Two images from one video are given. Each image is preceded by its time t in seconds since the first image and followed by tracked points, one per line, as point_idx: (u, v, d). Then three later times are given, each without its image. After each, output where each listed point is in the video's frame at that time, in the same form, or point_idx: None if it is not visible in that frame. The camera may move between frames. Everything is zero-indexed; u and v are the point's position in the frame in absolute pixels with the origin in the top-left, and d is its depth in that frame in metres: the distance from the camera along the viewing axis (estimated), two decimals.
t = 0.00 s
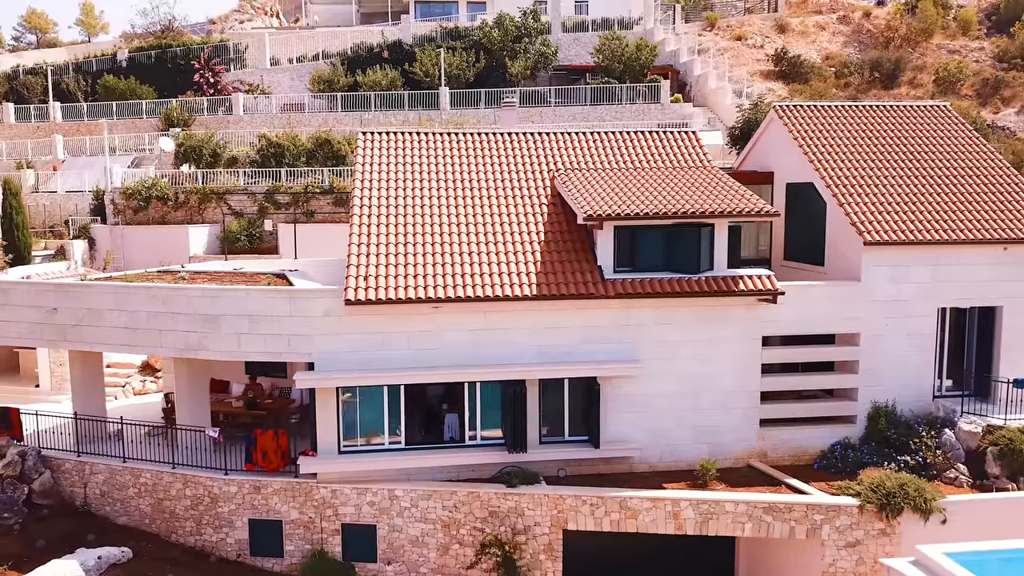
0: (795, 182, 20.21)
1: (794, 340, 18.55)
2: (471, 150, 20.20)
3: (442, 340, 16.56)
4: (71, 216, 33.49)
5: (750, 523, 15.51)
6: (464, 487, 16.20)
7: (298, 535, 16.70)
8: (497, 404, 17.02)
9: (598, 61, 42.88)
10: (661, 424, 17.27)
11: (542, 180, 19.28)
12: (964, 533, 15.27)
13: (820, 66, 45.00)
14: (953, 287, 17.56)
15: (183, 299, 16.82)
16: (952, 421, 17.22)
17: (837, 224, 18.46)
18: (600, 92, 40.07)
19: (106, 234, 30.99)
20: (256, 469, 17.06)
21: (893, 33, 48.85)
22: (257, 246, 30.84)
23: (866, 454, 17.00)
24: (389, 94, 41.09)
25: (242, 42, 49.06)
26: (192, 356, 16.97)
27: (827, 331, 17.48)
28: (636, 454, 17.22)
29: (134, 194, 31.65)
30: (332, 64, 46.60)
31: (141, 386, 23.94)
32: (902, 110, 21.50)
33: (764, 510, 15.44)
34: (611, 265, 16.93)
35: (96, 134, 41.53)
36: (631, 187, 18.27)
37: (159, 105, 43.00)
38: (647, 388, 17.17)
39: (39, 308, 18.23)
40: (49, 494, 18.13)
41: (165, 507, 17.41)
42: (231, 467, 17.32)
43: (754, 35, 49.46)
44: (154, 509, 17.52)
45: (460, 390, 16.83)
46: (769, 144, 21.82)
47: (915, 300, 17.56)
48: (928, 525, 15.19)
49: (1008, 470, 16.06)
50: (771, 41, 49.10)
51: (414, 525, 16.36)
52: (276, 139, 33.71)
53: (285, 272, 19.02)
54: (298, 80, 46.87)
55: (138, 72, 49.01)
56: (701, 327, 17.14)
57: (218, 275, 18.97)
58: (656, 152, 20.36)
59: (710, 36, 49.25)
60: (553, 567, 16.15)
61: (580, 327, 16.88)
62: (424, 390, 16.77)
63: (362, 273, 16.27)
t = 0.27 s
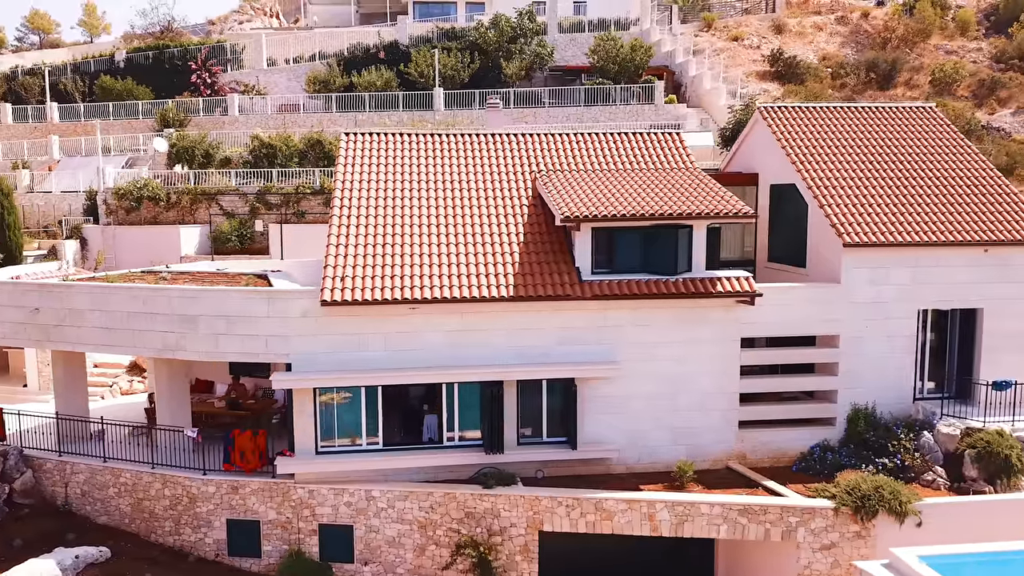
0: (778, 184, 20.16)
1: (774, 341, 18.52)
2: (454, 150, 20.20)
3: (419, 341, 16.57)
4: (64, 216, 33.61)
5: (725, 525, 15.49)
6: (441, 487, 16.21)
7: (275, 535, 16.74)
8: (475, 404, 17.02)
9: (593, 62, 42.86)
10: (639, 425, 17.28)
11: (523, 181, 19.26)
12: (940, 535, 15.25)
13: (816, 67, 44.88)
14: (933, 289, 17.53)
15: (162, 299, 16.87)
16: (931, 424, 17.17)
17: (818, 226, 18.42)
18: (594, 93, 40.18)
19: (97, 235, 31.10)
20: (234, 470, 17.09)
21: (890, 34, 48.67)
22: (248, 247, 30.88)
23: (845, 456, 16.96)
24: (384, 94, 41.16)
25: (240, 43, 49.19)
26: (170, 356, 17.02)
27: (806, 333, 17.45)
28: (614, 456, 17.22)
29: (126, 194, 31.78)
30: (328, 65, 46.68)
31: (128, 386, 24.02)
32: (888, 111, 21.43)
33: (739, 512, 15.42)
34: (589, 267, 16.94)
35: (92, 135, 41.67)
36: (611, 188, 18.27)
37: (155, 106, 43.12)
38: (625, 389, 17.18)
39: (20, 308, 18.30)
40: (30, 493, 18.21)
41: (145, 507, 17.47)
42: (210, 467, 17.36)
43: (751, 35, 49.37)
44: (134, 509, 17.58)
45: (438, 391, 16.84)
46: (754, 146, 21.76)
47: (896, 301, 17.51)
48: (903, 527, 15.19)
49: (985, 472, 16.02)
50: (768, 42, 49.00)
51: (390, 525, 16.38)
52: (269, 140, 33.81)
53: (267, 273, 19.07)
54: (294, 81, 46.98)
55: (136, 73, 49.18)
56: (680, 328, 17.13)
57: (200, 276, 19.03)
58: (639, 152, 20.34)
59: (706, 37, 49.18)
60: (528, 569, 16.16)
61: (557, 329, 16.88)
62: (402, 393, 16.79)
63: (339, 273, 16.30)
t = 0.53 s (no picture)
0: (759, 185, 20.16)
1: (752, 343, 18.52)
2: (435, 152, 20.21)
3: (395, 342, 16.61)
4: (56, 217, 33.70)
5: (698, 527, 15.49)
6: (416, 488, 16.24)
7: (252, 535, 16.79)
8: (451, 406, 17.01)
9: (587, 63, 42.87)
10: (616, 427, 17.29)
11: (503, 182, 19.29)
12: (913, 537, 15.25)
13: (810, 68, 44.81)
14: (911, 291, 17.51)
15: (140, 299, 16.93)
16: (909, 426, 17.15)
17: (797, 227, 18.41)
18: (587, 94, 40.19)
19: (87, 235, 31.19)
20: (211, 470, 17.13)
21: (885, 35, 48.56)
22: (237, 247, 30.86)
23: (821, 458, 16.94)
24: (377, 95, 41.23)
25: (235, 44, 49.29)
26: (148, 356, 17.08)
27: (784, 334, 17.44)
28: (591, 457, 17.23)
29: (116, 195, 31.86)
30: (322, 66, 46.75)
31: (114, 386, 24.10)
32: (871, 113, 21.40)
33: (713, 513, 15.42)
34: (565, 268, 16.96)
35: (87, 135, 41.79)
36: (589, 190, 18.29)
37: (149, 107, 43.21)
38: (602, 391, 17.19)
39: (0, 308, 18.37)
40: (11, 493, 18.31)
41: (123, 506, 17.52)
42: (187, 467, 17.39)
43: (746, 36, 49.32)
44: (112, 508, 17.64)
45: (414, 392, 16.85)
46: (737, 147, 21.75)
47: (873, 303, 17.50)
48: (877, 529, 15.19)
49: (960, 474, 16.01)
50: (763, 43, 48.94)
51: (366, 526, 16.41)
52: (260, 141, 33.90)
53: (247, 274, 19.12)
54: (289, 81, 47.09)
55: (131, 74, 49.30)
56: (656, 329, 17.13)
57: (180, 277, 19.10)
58: (620, 154, 20.35)
59: (701, 38, 49.17)
60: (503, 570, 16.18)
61: (534, 330, 16.89)
62: (378, 394, 16.80)
63: (314, 274, 16.34)
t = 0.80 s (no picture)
0: (741, 187, 20.17)
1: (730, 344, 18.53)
2: (415, 153, 20.23)
3: (371, 343, 16.63)
4: (47, 217, 33.77)
5: (672, 528, 15.50)
6: (391, 489, 16.27)
7: (228, 535, 16.82)
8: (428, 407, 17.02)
9: (579, 64, 42.92)
10: (592, 428, 17.30)
11: (483, 183, 19.31)
12: (886, 539, 15.29)
13: (803, 69, 44.79)
14: (889, 293, 17.51)
15: (117, 300, 16.97)
16: (885, 427, 17.13)
17: (776, 229, 18.41)
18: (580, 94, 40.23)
19: (77, 235, 31.27)
20: (187, 470, 17.16)
21: (880, 36, 48.51)
22: (226, 248, 30.80)
23: (797, 460, 16.94)
24: (370, 95, 41.34)
25: (230, 44, 49.39)
26: (126, 357, 17.13)
27: (761, 336, 17.44)
28: (567, 458, 17.24)
29: (106, 195, 31.96)
30: (317, 66, 46.84)
31: (100, 386, 24.19)
32: (854, 114, 21.39)
33: (686, 515, 15.43)
34: (542, 269, 16.96)
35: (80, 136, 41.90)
36: (568, 191, 18.31)
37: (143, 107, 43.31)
38: (578, 392, 17.21)
39: None
40: None
41: (101, 506, 17.57)
42: (164, 468, 17.42)
43: (740, 37, 49.30)
44: (91, 508, 17.69)
45: (390, 393, 16.87)
46: (720, 149, 21.75)
47: (851, 305, 17.49)
48: (850, 531, 15.18)
49: (935, 476, 16.02)
50: (758, 44, 48.92)
51: (341, 526, 16.44)
52: (251, 142, 34.00)
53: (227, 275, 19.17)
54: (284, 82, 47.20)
55: (126, 74, 49.42)
56: (632, 330, 17.14)
57: (161, 278, 19.15)
58: (601, 155, 20.36)
59: (695, 39, 49.17)
60: (478, 570, 16.20)
61: (510, 331, 16.90)
62: (354, 395, 16.83)
63: (290, 275, 16.38)
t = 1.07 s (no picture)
0: (723, 188, 20.18)
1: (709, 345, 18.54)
2: (397, 153, 20.26)
3: (348, 343, 16.66)
4: (38, 217, 33.82)
5: (646, 529, 15.51)
6: (367, 489, 16.30)
7: (206, 535, 16.88)
8: (405, 407, 17.05)
9: (573, 64, 42.96)
10: (569, 428, 17.33)
11: (464, 184, 19.32)
12: (860, 540, 15.27)
13: (798, 69, 44.74)
14: (867, 294, 17.49)
15: (96, 300, 17.04)
16: (863, 428, 17.12)
17: (755, 230, 18.41)
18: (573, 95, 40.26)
19: (68, 235, 31.36)
20: (165, 470, 17.21)
21: (875, 36, 48.44)
22: (216, 248, 30.79)
23: (775, 461, 16.93)
24: (363, 96, 41.43)
25: (226, 45, 49.50)
26: (105, 356, 17.19)
27: (738, 337, 17.44)
28: (544, 458, 17.26)
29: (97, 196, 32.06)
30: (312, 67, 46.93)
31: (86, 386, 24.31)
32: (837, 116, 21.37)
33: (660, 516, 15.44)
34: (519, 269, 16.97)
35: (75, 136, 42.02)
36: (547, 192, 18.33)
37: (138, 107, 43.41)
38: (556, 392, 17.23)
39: None
40: None
41: (81, 505, 17.64)
42: (142, 467, 17.48)
43: (736, 38, 49.27)
44: (70, 507, 17.76)
45: (368, 393, 16.91)
46: (704, 150, 21.76)
47: (829, 306, 17.48)
48: (824, 532, 15.17)
49: (911, 478, 15.97)
50: (753, 44, 48.89)
51: (318, 526, 16.48)
52: (242, 142, 34.05)
53: (208, 275, 19.24)
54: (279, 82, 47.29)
55: (122, 75, 49.55)
56: (610, 331, 17.15)
57: (143, 278, 19.22)
58: (583, 156, 20.37)
59: (690, 40, 49.15)
60: (453, 571, 16.23)
61: (487, 331, 16.91)
62: (332, 395, 16.89)
63: (267, 276, 16.43)
